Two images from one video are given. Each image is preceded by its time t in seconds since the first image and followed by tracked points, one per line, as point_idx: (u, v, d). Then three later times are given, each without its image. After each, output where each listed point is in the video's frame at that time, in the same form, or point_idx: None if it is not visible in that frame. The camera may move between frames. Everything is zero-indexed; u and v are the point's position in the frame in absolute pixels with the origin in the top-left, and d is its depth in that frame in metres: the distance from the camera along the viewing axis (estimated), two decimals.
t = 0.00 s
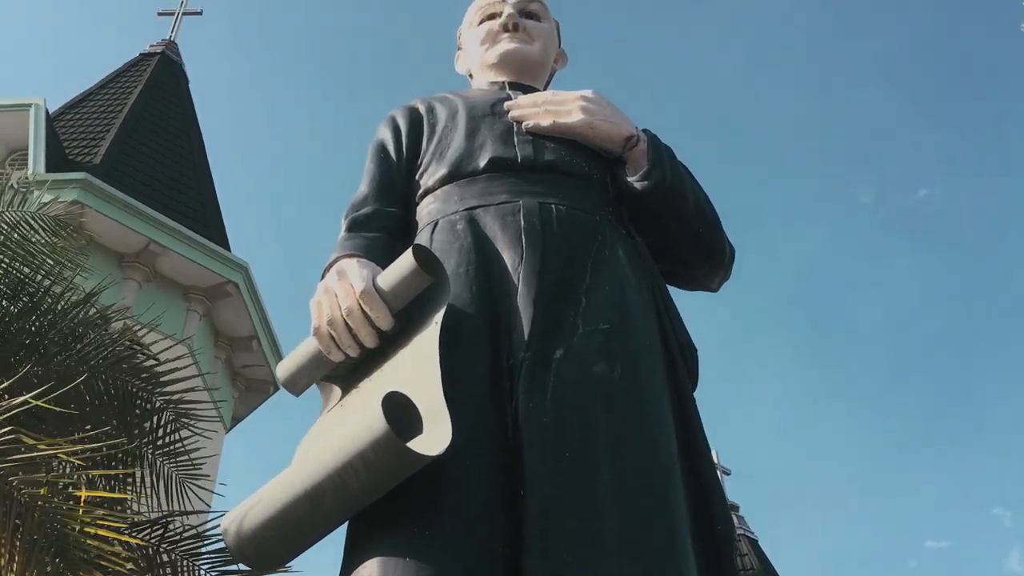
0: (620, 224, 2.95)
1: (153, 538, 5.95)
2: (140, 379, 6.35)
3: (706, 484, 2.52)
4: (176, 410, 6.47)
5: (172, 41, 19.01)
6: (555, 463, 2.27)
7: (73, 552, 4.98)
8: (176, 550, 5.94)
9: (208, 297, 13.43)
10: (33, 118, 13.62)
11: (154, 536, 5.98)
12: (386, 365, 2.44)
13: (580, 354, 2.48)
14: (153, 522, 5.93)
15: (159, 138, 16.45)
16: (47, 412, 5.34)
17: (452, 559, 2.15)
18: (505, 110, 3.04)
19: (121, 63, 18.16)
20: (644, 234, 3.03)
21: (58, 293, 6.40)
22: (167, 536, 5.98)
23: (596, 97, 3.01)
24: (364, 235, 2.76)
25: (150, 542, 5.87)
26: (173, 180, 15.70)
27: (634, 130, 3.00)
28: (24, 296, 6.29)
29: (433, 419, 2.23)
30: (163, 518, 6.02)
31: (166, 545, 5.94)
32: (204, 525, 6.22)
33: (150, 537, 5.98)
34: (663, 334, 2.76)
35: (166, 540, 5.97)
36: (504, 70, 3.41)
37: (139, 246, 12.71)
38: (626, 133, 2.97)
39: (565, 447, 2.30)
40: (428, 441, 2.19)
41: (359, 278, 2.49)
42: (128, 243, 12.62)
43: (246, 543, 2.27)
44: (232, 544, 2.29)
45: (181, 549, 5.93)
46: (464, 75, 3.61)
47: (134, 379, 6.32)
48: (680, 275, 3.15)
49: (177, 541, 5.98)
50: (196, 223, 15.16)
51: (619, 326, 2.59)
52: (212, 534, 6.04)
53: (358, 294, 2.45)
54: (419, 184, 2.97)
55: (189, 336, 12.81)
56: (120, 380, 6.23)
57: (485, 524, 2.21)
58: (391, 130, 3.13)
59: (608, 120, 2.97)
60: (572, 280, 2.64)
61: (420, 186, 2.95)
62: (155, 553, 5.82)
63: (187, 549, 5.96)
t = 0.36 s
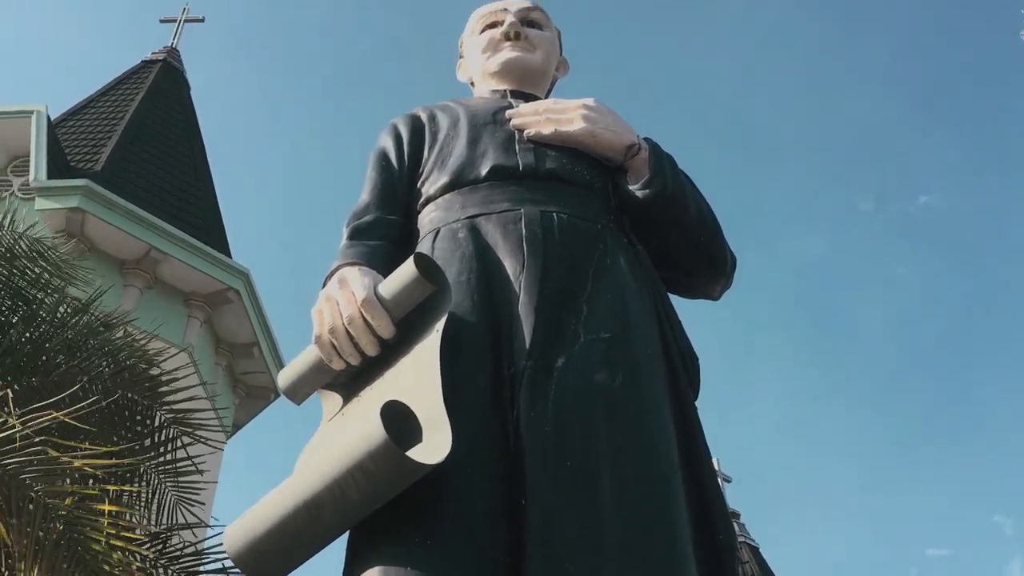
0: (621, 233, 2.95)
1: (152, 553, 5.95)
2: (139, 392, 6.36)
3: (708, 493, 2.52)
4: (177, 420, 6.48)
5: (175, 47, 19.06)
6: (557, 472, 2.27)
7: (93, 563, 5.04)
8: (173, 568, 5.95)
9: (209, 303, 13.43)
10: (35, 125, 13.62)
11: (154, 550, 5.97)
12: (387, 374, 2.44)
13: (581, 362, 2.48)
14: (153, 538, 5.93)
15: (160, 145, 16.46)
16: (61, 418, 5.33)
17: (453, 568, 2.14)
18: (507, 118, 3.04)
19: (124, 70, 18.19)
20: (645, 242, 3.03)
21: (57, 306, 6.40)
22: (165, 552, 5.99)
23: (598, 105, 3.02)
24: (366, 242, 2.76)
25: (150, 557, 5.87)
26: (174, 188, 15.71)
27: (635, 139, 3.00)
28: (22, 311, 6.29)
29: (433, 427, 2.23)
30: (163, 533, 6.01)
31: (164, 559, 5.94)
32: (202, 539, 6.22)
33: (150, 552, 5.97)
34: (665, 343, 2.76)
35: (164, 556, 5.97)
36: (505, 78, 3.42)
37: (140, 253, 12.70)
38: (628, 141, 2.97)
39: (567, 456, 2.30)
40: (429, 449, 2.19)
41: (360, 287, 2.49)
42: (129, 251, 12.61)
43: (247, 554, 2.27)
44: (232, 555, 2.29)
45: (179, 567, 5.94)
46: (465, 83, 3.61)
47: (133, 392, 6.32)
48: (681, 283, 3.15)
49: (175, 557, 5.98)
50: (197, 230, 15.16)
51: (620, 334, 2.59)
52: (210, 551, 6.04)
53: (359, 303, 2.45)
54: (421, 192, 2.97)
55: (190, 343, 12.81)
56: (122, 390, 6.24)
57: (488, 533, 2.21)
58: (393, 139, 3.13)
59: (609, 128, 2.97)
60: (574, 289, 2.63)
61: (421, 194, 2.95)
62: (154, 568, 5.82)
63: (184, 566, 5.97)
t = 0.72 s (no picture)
0: (622, 241, 2.95)
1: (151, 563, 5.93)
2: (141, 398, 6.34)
3: (710, 503, 2.51)
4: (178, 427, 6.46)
5: (176, 55, 19.09)
6: (558, 481, 2.27)
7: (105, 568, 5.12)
8: None
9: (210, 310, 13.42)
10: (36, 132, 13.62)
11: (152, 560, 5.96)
12: (388, 383, 2.43)
13: (582, 371, 2.48)
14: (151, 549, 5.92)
15: (161, 152, 16.48)
16: (67, 424, 5.30)
17: None
18: (508, 127, 3.04)
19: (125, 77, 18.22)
20: (646, 251, 3.03)
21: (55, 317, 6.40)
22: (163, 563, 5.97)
23: (598, 114, 3.02)
24: (367, 251, 2.76)
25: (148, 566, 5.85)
26: (175, 195, 15.72)
27: (636, 148, 3.00)
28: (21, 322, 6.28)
29: (434, 436, 2.22)
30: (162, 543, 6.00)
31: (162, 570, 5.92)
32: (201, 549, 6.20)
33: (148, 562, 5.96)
34: (666, 352, 2.76)
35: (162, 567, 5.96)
36: (506, 86, 3.42)
37: (141, 260, 12.71)
38: (628, 150, 2.97)
39: (568, 465, 2.29)
40: (430, 458, 2.19)
41: (360, 295, 2.49)
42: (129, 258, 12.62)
43: (247, 564, 2.26)
44: (233, 565, 2.28)
45: None
46: (466, 91, 3.62)
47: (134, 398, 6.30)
48: (682, 292, 3.15)
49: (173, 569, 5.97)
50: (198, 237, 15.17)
51: (622, 343, 2.59)
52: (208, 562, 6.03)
53: (359, 311, 2.45)
54: (421, 200, 2.97)
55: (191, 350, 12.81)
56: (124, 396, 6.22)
57: (488, 542, 2.20)
58: (394, 147, 3.13)
59: (610, 137, 2.96)
60: (574, 298, 2.63)
61: (422, 202, 2.95)
62: None
63: None
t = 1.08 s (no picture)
0: (622, 251, 2.95)
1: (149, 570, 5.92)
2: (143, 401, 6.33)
3: (710, 514, 2.51)
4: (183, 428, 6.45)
5: (177, 64, 19.13)
6: (557, 491, 2.26)
7: None
8: None
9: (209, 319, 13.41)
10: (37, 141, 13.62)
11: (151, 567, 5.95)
12: (388, 392, 2.43)
13: (582, 381, 2.48)
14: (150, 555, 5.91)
15: (162, 161, 16.50)
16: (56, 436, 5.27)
17: None
18: (508, 137, 3.05)
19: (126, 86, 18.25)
20: (646, 261, 3.03)
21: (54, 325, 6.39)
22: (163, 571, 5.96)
23: (598, 124, 3.02)
24: (367, 260, 2.76)
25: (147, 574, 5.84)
26: (175, 203, 15.73)
27: (636, 157, 3.00)
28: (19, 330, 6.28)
29: (434, 445, 2.22)
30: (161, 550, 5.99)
31: None
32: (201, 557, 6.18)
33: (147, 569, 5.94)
34: (666, 362, 2.76)
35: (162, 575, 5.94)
36: (506, 96, 3.43)
37: (140, 269, 12.72)
38: (628, 159, 2.98)
39: (568, 475, 2.29)
40: (430, 468, 2.18)
41: (361, 304, 2.49)
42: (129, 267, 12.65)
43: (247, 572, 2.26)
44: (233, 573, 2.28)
45: None
46: (466, 101, 3.62)
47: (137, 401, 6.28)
48: (682, 302, 3.15)
49: None
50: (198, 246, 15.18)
51: (622, 353, 2.59)
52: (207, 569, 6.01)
53: (360, 321, 2.45)
54: (422, 210, 2.97)
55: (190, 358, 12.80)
56: (124, 402, 6.21)
57: (488, 552, 2.20)
58: (394, 156, 3.14)
59: (610, 146, 2.97)
60: (574, 308, 2.63)
61: (422, 212, 2.96)
62: None
63: None
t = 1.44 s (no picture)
0: (622, 260, 2.95)
1: None
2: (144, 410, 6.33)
3: (710, 524, 2.50)
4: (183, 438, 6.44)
5: (177, 72, 19.15)
6: (557, 501, 2.26)
7: None
8: None
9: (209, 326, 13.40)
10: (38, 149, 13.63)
11: None
12: (388, 402, 2.43)
13: (582, 391, 2.48)
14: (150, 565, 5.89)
15: (162, 169, 16.51)
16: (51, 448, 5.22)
17: None
18: (509, 146, 3.05)
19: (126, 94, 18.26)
20: (647, 269, 3.03)
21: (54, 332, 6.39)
22: None
23: (598, 133, 3.02)
24: (367, 269, 2.76)
25: None
26: (175, 211, 15.74)
27: (637, 167, 3.00)
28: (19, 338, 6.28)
29: (434, 454, 2.22)
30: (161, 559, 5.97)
31: None
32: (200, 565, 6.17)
33: None
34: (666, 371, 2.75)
35: None
36: (507, 105, 3.43)
37: (141, 277, 12.72)
38: (629, 168, 2.97)
39: (568, 485, 2.29)
40: (430, 478, 2.18)
41: (361, 314, 2.49)
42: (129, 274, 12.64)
43: None
44: None
45: None
46: (467, 110, 3.63)
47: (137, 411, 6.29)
48: (682, 310, 3.14)
49: None
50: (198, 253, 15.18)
51: (622, 362, 2.58)
52: None
53: (359, 330, 2.44)
54: (422, 219, 2.98)
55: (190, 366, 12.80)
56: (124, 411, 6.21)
57: (488, 562, 2.20)
58: (395, 165, 3.14)
59: (610, 155, 2.97)
60: (574, 317, 2.63)
61: (423, 221, 2.96)
62: None
63: None
